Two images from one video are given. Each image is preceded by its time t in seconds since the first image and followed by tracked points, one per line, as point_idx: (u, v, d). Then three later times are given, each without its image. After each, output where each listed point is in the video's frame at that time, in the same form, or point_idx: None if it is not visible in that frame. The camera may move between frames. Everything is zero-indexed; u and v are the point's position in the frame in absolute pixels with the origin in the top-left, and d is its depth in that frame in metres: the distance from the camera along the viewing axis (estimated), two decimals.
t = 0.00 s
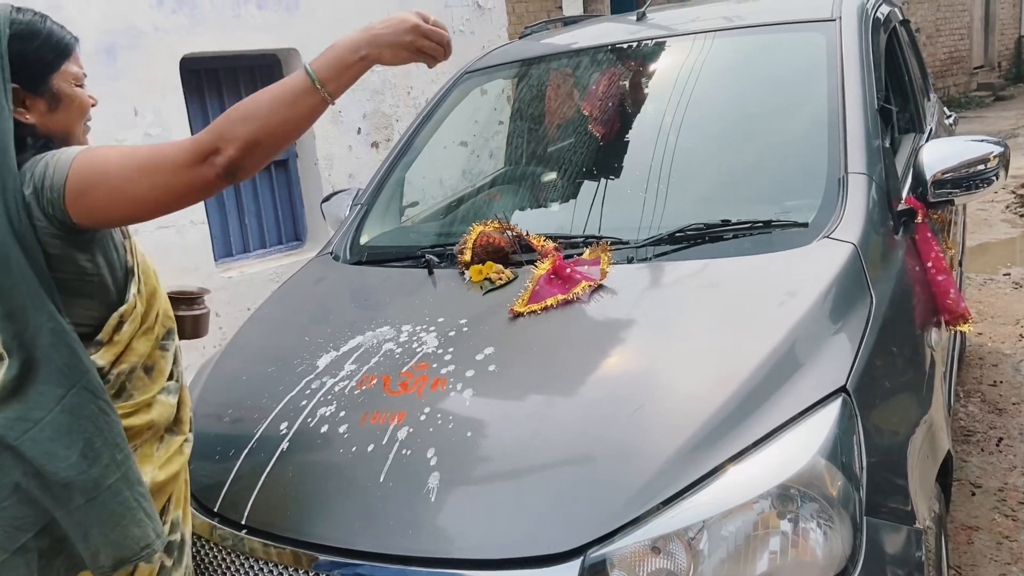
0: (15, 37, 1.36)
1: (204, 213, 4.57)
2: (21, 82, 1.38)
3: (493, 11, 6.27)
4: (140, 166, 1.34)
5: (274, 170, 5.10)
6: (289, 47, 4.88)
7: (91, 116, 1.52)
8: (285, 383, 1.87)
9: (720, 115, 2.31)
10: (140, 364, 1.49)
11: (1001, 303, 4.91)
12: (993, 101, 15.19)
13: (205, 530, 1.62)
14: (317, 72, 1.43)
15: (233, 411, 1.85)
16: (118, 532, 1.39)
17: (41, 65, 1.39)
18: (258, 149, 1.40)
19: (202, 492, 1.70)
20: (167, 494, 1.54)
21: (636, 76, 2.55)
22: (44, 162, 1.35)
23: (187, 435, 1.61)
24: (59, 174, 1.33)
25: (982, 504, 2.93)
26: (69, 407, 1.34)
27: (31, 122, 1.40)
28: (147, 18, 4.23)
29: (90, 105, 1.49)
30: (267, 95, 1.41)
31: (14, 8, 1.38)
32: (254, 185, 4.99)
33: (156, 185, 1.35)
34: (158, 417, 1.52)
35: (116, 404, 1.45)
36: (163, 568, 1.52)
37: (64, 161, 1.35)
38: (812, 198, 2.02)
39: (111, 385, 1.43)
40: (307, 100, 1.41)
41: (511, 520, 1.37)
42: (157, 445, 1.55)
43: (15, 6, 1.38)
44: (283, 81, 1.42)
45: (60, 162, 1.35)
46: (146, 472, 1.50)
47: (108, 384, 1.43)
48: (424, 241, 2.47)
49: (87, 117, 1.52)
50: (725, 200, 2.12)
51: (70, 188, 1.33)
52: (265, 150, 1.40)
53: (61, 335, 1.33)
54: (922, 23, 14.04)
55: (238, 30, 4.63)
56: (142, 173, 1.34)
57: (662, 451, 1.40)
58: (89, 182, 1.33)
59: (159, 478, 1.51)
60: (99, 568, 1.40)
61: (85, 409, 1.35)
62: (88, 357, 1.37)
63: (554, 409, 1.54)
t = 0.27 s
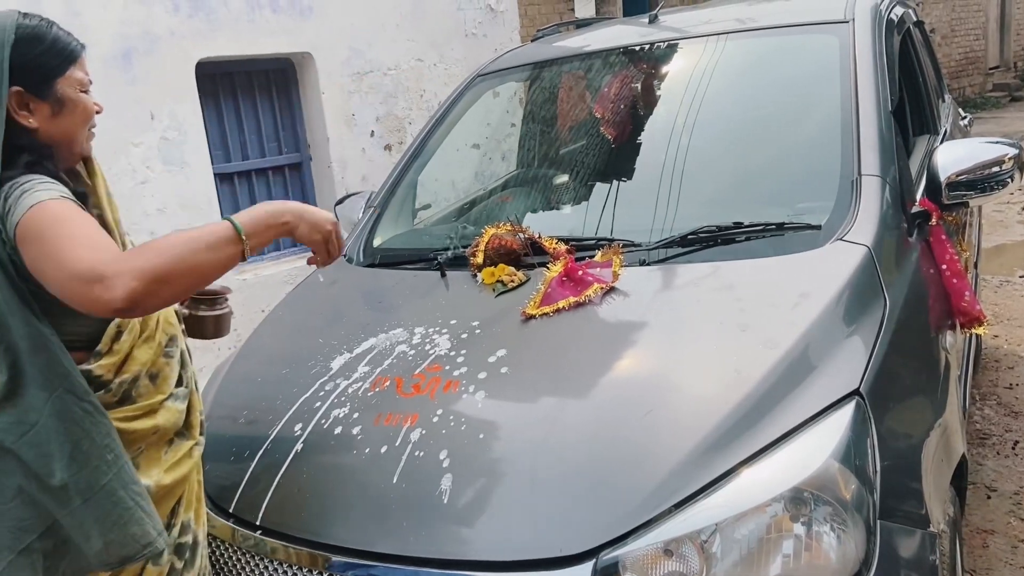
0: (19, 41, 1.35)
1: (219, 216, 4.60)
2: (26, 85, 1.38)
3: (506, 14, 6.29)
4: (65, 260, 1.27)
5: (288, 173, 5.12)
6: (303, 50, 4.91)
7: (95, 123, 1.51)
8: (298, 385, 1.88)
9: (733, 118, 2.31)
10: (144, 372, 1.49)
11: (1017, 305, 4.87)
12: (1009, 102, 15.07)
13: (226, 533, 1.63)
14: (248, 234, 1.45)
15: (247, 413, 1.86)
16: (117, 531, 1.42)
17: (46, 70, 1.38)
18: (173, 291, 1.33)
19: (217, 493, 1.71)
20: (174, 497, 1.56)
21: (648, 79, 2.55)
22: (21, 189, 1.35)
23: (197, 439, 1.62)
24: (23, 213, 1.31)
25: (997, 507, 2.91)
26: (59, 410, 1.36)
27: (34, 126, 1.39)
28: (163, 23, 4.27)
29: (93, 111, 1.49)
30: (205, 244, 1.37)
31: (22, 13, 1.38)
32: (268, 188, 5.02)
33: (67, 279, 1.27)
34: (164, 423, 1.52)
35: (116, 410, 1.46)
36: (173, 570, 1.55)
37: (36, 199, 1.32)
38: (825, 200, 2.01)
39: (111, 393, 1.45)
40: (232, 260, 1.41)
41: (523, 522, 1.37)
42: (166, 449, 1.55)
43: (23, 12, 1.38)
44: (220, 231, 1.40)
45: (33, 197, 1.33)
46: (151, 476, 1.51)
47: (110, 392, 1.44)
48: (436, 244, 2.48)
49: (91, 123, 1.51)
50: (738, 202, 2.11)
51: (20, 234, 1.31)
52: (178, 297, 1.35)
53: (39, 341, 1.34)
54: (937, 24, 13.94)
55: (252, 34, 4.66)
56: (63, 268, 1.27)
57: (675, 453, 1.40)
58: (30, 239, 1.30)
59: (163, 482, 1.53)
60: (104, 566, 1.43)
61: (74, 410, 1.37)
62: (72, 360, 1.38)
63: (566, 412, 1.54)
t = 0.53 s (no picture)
0: (38, 44, 1.36)
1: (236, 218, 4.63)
2: (44, 88, 1.38)
3: (521, 16, 6.29)
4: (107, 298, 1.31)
5: (304, 175, 5.15)
6: (319, 53, 4.93)
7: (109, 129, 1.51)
8: (317, 385, 1.89)
9: (751, 118, 2.30)
10: (156, 374, 1.48)
11: None
12: None
13: (254, 534, 1.63)
14: (257, 258, 1.49)
15: (267, 413, 1.87)
16: (113, 538, 1.41)
17: (63, 73, 1.39)
18: (208, 327, 1.39)
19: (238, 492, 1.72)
20: (188, 498, 1.56)
21: (665, 80, 2.54)
22: (51, 199, 1.35)
23: (210, 440, 1.61)
24: (50, 229, 1.31)
25: (1019, 510, 2.88)
26: (59, 412, 1.36)
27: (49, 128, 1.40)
28: (182, 27, 4.30)
29: (107, 118, 1.49)
30: (229, 276, 1.42)
31: (41, 18, 1.40)
32: (285, 190, 5.05)
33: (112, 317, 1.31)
34: (176, 424, 1.51)
35: (128, 412, 1.46)
36: (189, 570, 1.56)
37: (66, 217, 1.32)
38: (845, 201, 2.00)
39: (122, 395, 1.44)
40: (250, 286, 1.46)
41: (543, 522, 1.37)
42: (179, 450, 1.55)
43: (42, 16, 1.39)
44: (238, 262, 1.44)
45: (62, 213, 1.33)
46: (163, 477, 1.51)
47: (120, 394, 1.44)
48: (453, 245, 2.48)
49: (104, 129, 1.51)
50: (757, 203, 2.11)
51: (49, 255, 1.31)
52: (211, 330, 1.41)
53: (43, 343, 1.34)
54: (955, 24, 13.84)
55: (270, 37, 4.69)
56: (104, 305, 1.31)
57: (696, 453, 1.40)
58: (64, 266, 1.31)
59: (176, 484, 1.52)
60: None
61: (75, 412, 1.37)
62: (77, 361, 1.38)
63: (586, 412, 1.54)
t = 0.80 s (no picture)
0: (72, 48, 1.39)
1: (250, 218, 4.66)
2: (74, 90, 1.40)
3: (533, 16, 6.30)
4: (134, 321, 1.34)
5: (318, 176, 5.17)
6: (333, 54, 4.95)
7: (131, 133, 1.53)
8: (333, 384, 1.89)
9: (766, 118, 2.29)
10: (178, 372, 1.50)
11: None
12: None
13: (268, 530, 1.64)
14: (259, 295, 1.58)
15: (284, 412, 1.88)
16: (105, 540, 1.40)
17: (93, 77, 1.42)
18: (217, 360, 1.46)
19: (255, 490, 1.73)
20: (208, 494, 1.56)
21: (679, 79, 2.54)
22: (84, 204, 1.36)
23: (230, 437, 1.62)
24: (84, 237, 1.33)
25: None
26: (65, 408, 1.36)
27: (76, 128, 1.42)
28: (198, 28, 4.33)
29: (130, 122, 1.52)
30: (240, 313, 1.50)
31: (74, 22, 1.42)
32: (298, 191, 5.07)
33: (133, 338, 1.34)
34: (199, 421, 1.53)
35: (152, 410, 1.47)
36: (210, 566, 1.56)
37: (100, 227, 1.34)
38: (863, 200, 1.99)
39: (148, 393, 1.46)
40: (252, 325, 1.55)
41: (561, 522, 1.37)
42: (201, 445, 1.56)
43: (75, 21, 1.42)
44: (246, 300, 1.52)
45: (96, 221, 1.34)
46: (188, 473, 1.52)
47: (145, 392, 1.45)
48: (467, 245, 2.49)
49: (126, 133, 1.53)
50: (773, 203, 2.10)
51: (76, 263, 1.33)
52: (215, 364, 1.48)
53: (57, 336, 1.35)
54: (970, 24, 13.74)
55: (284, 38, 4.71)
56: (129, 327, 1.34)
57: (714, 453, 1.39)
58: (93, 278, 1.33)
59: (200, 478, 1.53)
60: None
61: (81, 410, 1.37)
62: (88, 358, 1.38)
63: (604, 412, 1.53)
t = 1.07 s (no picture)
0: (96, 50, 1.42)
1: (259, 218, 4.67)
2: (97, 91, 1.42)
3: (541, 17, 6.29)
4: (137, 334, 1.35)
5: (326, 176, 5.18)
6: (342, 55, 4.97)
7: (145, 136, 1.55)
8: (341, 383, 1.90)
9: (774, 118, 2.29)
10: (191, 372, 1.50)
11: None
12: None
13: (273, 527, 1.65)
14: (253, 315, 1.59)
15: (292, 411, 1.89)
16: (106, 538, 1.40)
17: (116, 80, 1.44)
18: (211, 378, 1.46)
19: (262, 489, 1.74)
20: (221, 491, 1.57)
21: (687, 79, 2.53)
22: (102, 210, 1.37)
23: (242, 435, 1.63)
24: (101, 244, 1.34)
25: None
26: (72, 405, 1.36)
27: (98, 128, 1.44)
28: (207, 29, 4.35)
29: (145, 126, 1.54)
30: (234, 333, 1.50)
31: (97, 27, 1.45)
32: (306, 191, 5.09)
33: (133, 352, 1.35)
34: (213, 421, 1.54)
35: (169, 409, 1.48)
36: (221, 563, 1.58)
37: (118, 236, 1.35)
38: (872, 200, 1.98)
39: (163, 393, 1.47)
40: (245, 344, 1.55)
41: (568, 522, 1.37)
42: (213, 442, 1.57)
43: (98, 26, 1.45)
44: (241, 321, 1.53)
45: (115, 229, 1.35)
46: (202, 470, 1.53)
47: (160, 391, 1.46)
48: (475, 245, 2.49)
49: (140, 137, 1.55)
50: (781, 203, 2.09)
51: (89, 270, 1.33)
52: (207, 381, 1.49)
53: (67, 333, 1.35)
54: (981, 23, 13.66)
55: (293, 39, 4.73)
56: (132, 340, 1.35)
57: (721, 453, 1.39)
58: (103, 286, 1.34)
59: (214, 476, 1.54)
60: None
61: (88, 408, 1.37)
62: (98, 357, 1.38)
63: (611, 412, 1.53)
